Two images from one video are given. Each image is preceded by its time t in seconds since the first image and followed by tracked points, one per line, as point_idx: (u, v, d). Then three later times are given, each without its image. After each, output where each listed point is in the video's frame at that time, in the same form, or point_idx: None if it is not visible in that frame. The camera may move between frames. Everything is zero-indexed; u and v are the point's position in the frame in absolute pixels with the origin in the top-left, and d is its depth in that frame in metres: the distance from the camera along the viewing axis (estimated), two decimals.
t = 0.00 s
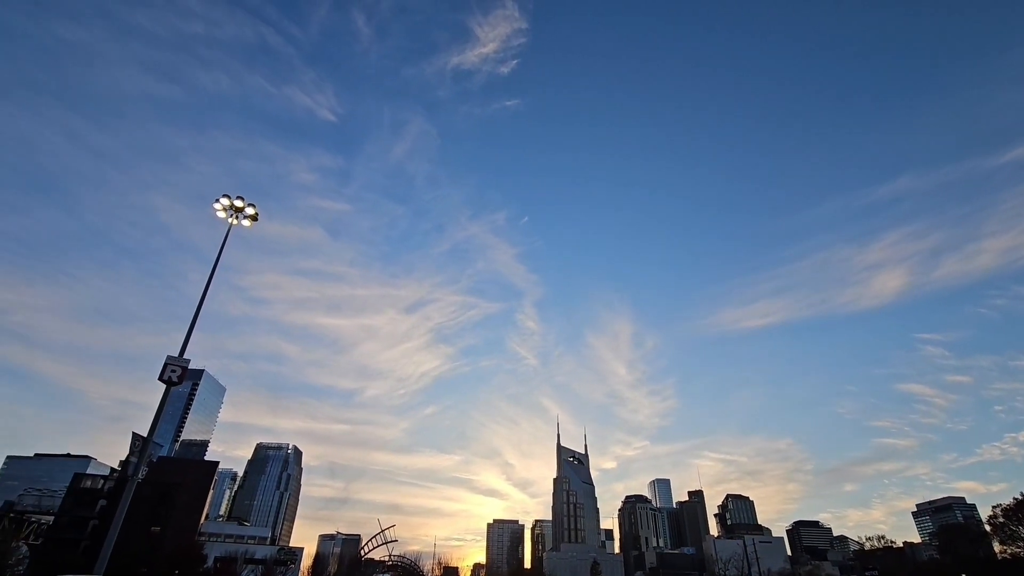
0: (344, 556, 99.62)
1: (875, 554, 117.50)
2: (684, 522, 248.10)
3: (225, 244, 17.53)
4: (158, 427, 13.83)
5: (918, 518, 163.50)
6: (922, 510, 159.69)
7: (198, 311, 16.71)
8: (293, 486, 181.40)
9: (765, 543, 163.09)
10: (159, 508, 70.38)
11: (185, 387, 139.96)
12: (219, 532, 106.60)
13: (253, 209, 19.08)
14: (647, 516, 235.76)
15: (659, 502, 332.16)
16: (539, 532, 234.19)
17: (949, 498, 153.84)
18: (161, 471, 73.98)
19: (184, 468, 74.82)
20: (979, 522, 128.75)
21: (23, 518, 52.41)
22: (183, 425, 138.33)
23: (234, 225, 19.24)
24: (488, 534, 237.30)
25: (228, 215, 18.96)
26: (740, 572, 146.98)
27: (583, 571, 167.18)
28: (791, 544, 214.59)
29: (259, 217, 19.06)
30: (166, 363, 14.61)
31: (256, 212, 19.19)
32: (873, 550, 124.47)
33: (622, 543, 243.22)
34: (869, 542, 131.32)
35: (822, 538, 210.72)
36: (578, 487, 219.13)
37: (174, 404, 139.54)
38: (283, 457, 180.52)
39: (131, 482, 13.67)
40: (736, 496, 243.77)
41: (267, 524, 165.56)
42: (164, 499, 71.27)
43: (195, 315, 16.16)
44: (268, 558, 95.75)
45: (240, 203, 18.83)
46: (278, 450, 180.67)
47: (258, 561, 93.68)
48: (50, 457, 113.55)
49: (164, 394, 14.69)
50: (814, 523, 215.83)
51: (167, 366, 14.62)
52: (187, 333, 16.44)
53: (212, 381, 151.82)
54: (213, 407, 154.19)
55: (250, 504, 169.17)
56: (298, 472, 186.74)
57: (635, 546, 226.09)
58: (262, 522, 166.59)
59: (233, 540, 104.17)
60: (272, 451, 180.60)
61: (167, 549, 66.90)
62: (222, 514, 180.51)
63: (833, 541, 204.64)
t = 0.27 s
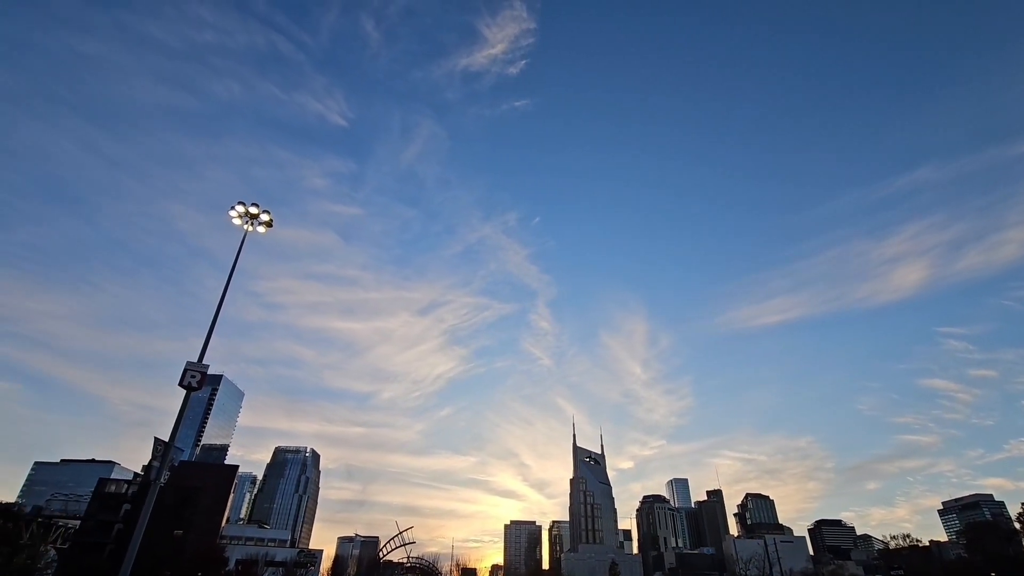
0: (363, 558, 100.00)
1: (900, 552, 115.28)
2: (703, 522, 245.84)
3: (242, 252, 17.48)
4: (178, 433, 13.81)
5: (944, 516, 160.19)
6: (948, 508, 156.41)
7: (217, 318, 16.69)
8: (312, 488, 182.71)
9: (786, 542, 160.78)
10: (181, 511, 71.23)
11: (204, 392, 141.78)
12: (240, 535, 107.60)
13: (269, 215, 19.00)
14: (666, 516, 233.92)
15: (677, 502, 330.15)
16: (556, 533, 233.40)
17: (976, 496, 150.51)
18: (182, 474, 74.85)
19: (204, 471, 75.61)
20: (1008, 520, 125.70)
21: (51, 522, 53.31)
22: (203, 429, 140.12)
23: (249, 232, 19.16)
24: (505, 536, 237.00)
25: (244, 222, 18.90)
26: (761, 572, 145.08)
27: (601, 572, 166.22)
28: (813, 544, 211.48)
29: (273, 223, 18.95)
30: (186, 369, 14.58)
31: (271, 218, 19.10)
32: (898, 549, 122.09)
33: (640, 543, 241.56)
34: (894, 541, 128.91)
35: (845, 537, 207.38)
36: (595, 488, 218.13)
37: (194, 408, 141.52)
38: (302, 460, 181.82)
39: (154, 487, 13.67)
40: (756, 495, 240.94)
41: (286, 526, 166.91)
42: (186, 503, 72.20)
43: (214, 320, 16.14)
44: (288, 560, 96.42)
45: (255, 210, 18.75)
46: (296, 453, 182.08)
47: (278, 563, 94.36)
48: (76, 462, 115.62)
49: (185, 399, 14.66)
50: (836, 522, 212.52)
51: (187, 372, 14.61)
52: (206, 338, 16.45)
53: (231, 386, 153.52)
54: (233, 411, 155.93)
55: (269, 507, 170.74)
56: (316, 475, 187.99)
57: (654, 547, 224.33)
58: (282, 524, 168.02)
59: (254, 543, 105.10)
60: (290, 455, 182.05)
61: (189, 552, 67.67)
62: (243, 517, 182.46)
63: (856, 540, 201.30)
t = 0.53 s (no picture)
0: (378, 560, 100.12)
1: (922, 551, 113.19)
2: (720, 522, 243.58)
3: (254, 258, 17.45)
4: (197, 438, 13.78)
5: (967, 514, 157.20)
6: (971, 506, 153.42)
7: (232, 323, 16.64)
8: (327, 491, 183.78)
9: (805, 541, 158.76)
10: (199, 515, 71.81)
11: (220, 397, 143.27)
12: (257, 537, 108.32)
13: (281, 221, 18.97)
14: (682, 516, 232.03)
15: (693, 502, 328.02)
16: (572, 534, 232.35)
17: (1000, 493, 147.50)
18: (200, 478, 75.49)
19: (221, 475, 76.20)
20: None
21: (73, 526, 54.02)
22: (220, 434, 141.58)
23: (262, 238, 19.15)
24: (520, 537, 236.42)
25: (256, 228, 18.89)
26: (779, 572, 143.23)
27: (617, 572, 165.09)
28: (832, 543, 208.53)
29: (285, 229, 18.94)
30: (202, 374, 14.55)
31: (283, 224, 19.06)
32: (920, 548, 119.87)
33: (656, 544, 239.77)
34: (916, 540, 126.59)
35: (865, 536, 204.26)
36: (609, 488, 216.97)
37: (211, 413, 143.14)
38: (317, 463, 182.94)
39: (173, 491, 13.64)
40: (773, 494, 238.21)
41: (303, 529, 167.99)
42: (204, 506, 72.82)
43: (230, 325, 16.13)
44: (305, 563, 96.84)
45: (267, 216, 18.75)
46: (311, 457, 183.25)
47: (295, 565, 94.89)
48: (96, 467, 117.30)
49: (201, 404, 14.63)
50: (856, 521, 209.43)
51: (203, 377, 14.57)
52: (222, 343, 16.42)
53: (247, 391, 154.97)
54: (249, 415, 157.38)
55: (286, 510, 171.90)
56: (331, 478, 189.06)
57: (670, 547, 222.54)
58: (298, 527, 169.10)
59: (271, 546, 105.78)
60: (305, 458, 183.24)
61: (208, 556, 68.18)
62: (260, 520, 183.92)
63: (877, 539, 198.09)
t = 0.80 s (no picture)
0: (392, 562, 100.20)
1: (941, 551, 111.44)
2: (734, 522, 241.78)
3: (265, 263, 17.37)
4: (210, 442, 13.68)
5: (987, 513, 154.83)
6: (991, 504, 151.10)
7: (243, 327, 16.54)
8: (340, 494, 184.40)
9: (821, 541, 156.98)
10: (214, 519, 72.25)
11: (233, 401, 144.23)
12: (271, 540, 108.74)
13: (291, 225, 18.90)
14: (695, 516, 230.56)
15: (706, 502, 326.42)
16: (584, 535, 231.41)
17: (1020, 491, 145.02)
18: (215, 482, 75.90)
19: (235, 478, 76.53)
20: None
21: (91, 529, 54.51)
22: (233, 438, 142.52)
23: (272, 242, 19.08)
24: (533, 538, 235.91)
25: (266, 232, 18.83)
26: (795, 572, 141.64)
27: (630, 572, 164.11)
28: (849, 543, 206.26)
29: (295, 233, 18.85)
30: (215, 379, 14.46)
31: (293, 228, 18.98)
32: (939, 547, 118.07)
33: (669, 545, 238.43)
34: (935, 539, 124.67)
35: (882, 535, 201.88)
36: (621, 489, 215.96)
37: (224, 417, 144.24)
38: (329, 466, 183.61)
39: (187, 494, 13.56)
40: (787, 494, 236.00)
41: (316, 532, 168.67)
42: (218, 510, 73.19)
43: (241, 329, 16.06)
44: (319, 565, 97.12)
45: (278, 221, 18.70)
46: (323, 460, 183.94)
47: (309, 568, 95.12)
48: (113, 471, 118.52)
49: (215, 409, 14.58)
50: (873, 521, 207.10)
51: (216, 381, 14.50)
52: (234, 347, 16.36)
53: (259, 394, 155.85)
54: (261, 418, 158.32)
55: (299, 513, 172.64)
56: (344, 481, 189.70)
57: (684, 548, 220.98)
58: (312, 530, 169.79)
59: (284, 548, 106.21)
60: (318, 461, 183.93)
61: (223, 558, 68.51)
62: (274, 523, 184.92)
63: (894, 538, 195.84)
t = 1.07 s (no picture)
0: (402, 564, 100.24)
1: (956, 550, 110.02)
2: (744, 522, 240.21)
3: (272, 268, 17.30)
4: (220, 445, 13.59)
5: (1002, 511, 152.83)
6: (1006, 503, 149.09)
7: (252, 331, 16.46)
8: (349, 496, 184.73)
9: (833, 541, 155.48)
10: (225, 521, 72.55)
11: (243, 405, 144.97)
12: (282, 543, 109.12)
13: (298, 229, 18.84)
14: (705, 516, 229.18)
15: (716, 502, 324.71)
16: (594, 535, 230.61)
17: None
18: (226, 484, 76.24)
19: (246, 481, 76.77)
20: None
21: (104, 532, 54.84)
22: (243, 441, 143.15)
23: (280, 246, 19.03)
24: (542, 539, 235.27)
25: (274, 236, 18.78)
26: (807, 572, 140.31)
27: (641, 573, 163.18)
28: (862, 542, 204.30)
29: (302, 236, 18.78)
30: (225, 382, 14.39)
31: (300, 233, 18.92)
32: (954, 545, 116.63)
33: (680, 545, 237.15)
34: (949, 538, 123.23)
35: (895, 534, 199.83)
36: (631, 489, 215.10)
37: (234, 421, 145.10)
38: (338, 468, 184.05)
39: (198, 498, 13.47)
40: (799, 493, 234.08)
41: (326, 534, 169.13)
42: (230, 512, 73.50)
43: (250, 333, 16.00)
44: (330, 567, 97.29)
45: (285, 225, 18.63)
46: (333, 462, 184.46)
47: (320, 570, 95.25)
48: (124, 475, 119.33)
49: (225, 412, 14.49)
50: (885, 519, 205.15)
51: (225, 385, 14.41)
52: (242, 351, 16.28)
53: (268, 397, 156.52)
54: (271, 422, 159.02)
55: (309, 515, 173.22)
56: (353, 483, 190.09)
57: (694, 548, 219.76)
58: (322, 532, 170.25)
59: (295, 551, 106.55)
60: (327, 463, 184.46)
61: (234, 561, 68.70)
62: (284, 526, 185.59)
63: (908, 537, 193.78)
